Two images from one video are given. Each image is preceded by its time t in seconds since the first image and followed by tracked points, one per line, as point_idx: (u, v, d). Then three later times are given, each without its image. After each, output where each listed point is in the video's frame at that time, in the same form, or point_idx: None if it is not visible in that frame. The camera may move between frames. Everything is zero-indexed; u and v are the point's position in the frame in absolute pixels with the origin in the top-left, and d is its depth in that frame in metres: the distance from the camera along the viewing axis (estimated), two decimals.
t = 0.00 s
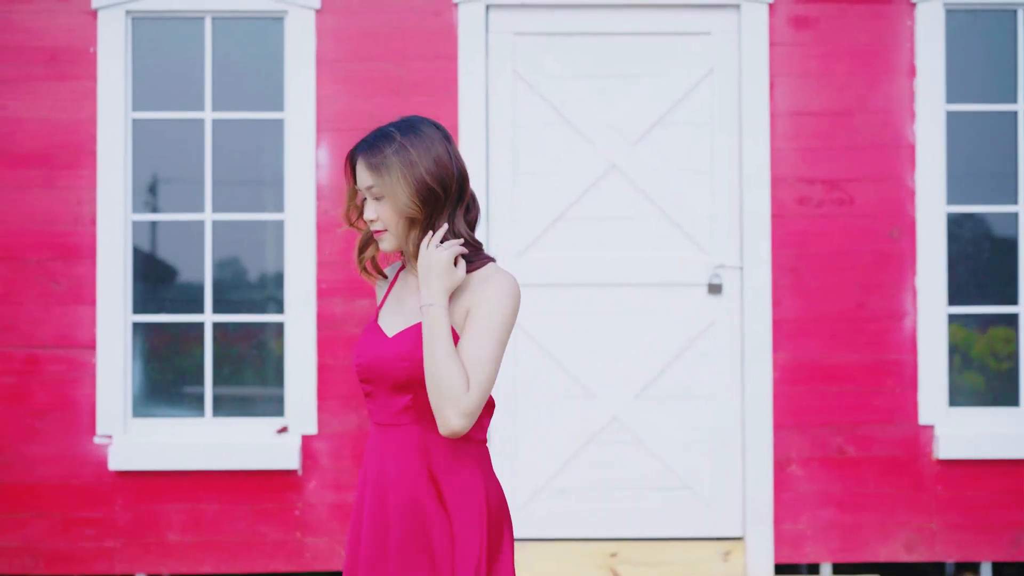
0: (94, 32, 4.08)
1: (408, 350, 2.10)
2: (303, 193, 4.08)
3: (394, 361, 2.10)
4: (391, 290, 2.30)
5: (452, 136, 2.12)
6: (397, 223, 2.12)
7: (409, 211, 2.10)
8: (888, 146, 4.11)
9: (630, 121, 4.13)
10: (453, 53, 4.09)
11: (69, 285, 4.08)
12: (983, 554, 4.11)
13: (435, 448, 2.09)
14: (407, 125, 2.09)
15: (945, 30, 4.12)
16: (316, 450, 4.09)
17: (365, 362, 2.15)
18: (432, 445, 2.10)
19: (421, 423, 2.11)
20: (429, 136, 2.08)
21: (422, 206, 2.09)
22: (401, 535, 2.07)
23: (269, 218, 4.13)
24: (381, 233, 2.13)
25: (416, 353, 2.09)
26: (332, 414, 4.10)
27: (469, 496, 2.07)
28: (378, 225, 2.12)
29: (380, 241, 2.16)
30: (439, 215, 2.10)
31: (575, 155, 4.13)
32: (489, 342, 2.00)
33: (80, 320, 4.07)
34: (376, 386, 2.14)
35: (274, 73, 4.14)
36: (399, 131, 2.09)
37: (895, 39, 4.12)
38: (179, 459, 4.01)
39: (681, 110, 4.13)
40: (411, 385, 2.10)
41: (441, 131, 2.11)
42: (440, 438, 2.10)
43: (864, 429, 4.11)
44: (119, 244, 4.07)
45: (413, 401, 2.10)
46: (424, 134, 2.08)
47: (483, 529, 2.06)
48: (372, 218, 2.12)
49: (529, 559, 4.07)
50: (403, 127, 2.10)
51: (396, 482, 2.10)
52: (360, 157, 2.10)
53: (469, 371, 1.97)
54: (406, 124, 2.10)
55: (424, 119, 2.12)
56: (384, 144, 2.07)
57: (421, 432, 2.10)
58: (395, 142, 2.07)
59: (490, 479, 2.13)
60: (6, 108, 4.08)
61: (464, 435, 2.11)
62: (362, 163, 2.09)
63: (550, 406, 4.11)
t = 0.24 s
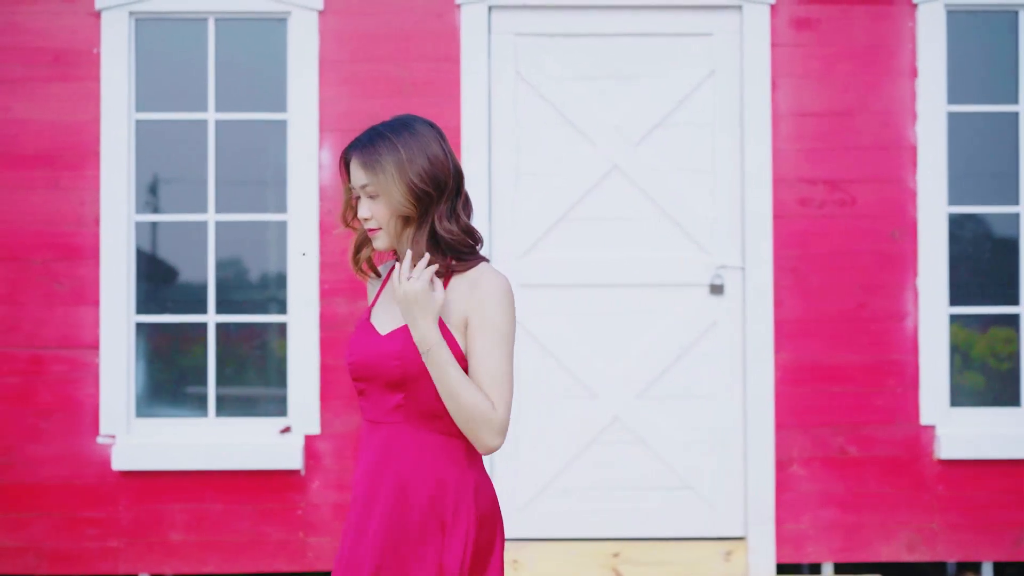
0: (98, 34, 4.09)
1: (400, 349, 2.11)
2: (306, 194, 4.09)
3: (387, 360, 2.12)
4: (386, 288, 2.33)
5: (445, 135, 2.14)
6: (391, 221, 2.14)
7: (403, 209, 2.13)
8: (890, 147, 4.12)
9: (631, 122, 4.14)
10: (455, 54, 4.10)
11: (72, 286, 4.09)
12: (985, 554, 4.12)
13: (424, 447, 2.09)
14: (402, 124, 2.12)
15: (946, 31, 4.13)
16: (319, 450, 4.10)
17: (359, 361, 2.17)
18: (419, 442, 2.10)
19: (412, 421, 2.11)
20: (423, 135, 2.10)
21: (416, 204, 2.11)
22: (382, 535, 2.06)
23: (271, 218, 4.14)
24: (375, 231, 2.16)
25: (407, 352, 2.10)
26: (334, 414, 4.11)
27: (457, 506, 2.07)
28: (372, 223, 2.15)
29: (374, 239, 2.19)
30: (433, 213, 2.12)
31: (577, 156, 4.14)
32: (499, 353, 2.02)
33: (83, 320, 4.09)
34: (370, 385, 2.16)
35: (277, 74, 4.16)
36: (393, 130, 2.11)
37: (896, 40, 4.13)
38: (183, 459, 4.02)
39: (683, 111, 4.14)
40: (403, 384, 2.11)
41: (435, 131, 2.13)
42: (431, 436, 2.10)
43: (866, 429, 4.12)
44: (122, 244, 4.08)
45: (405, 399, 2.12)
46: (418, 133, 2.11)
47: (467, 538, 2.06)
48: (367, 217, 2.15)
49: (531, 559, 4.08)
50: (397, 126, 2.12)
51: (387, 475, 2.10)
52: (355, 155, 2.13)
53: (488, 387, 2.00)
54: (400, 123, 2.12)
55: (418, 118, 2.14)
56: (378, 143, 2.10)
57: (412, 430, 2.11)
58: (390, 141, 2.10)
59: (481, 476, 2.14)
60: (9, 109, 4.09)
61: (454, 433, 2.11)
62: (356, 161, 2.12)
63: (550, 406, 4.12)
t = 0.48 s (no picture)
0: (101, 35, 4.10)
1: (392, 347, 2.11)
2: (309, 195, 4.10)
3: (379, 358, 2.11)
4: (377, 290, 2.31)
5: (441, 135, 2.14)
6: (387, 220, 2.13)
7: (399, 208, 2.12)
8: (891, 148, 4.13)
9: (633, 123, 4.15)
10: (458, 55, 4.11)
11: (76, 286, 4.10)
12: (986, 554, 4.12)
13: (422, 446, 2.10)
14: (397, 124, 2.11)
15: (948, 32, 4.14)
16: (322, 450, 4.11)
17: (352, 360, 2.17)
18: (408, 441, 2.10)
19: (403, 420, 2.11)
20: (419, 134, 2.10)
21: (413, 203, 2.11)
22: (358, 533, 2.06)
23: (274, 219, 4.15)
24: (371, 231, 2.14)
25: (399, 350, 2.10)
26: (337, 414, 4.11)
27: (437, 516, 2.06)
28: (367, 223, 2.13)
29: (369, 239, 2.16)
30: (429, 212, 2.12)
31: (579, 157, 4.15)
32: (505, 358, 2.06)
33: (87, 321, 4.10)
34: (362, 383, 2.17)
35: (280, 75, 4.16)
36: (389, 129, 2.11)
37: (898, 41, 4.14)
38: (187, 459, 4.03)
39: (685, 112, 4.15)
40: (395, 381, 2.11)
41: (430, 131, 2.13)
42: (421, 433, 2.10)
43: (868, 429, 4.13)
44: (126, 245, 4.09)
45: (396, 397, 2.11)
46: (414, 132, 2.11)
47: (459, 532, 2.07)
48: (362, 215, 2.13)
49: (534, 558, 4.09)
50: (393, 125, 2.12)
51: (369, 473, 2.10)
52: (351, 155, 2.12)
53: (501, 394, 2.05)
54: (396, 123, 2.12)
55: (413, 119, 2.15)
56: (374, 142, 2.09)
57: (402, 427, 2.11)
58: (386, 141, 2.09)
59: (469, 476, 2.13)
60: (13, 110, 4.10)
61: (442, 432, 2.11)
62: (352, 161, 2.11)
63: (549, 404, 4.13)
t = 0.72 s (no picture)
0: (105, 36, 4.10)
1: (387, 346, 2.07)
2: (312, 195, 4.11)
3: (373, 357, 2.07)
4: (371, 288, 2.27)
5: (435, 136, 2.14)
6: (380, 220, 2.12)
7: (392, 208, 2.11)
8: (894, 149, 4.14)
9: (636, 123, 4.16)
10: (461, 56, 4.12)
11: (80, 287, 4.10)
12: (988, 554, 4.13)
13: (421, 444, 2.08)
14: (391, 125, 2.11)
15: (950, 33, 4.15)
16: (325, 450, 4.12)
17: (345, 358, 2.12)
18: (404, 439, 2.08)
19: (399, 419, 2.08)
20: (413, 135, 2.10)
21: (406, 203, 2.10)
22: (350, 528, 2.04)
23: (276, 220, 4.16)
24: (364, 230, 2.14)
25: (394, 349, 2.06)
26: (340, 414, 4.12)
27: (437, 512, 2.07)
28: (360, 223, 2.12)
29: (362, 240, 2.15)
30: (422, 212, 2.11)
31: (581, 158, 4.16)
32: (501, 361, 2.05)
33: (91, 321, 4.10)
34: (355, 382, 2.11)
35: (283, 76, 4.17)
36: (383, 130, 2.11)
37: (900, 42, 4.15)
38: (190, 459, 4.04)
39: (688, 113, 4.15)
40: (390, 381, 2.07)
41: (425, 132, 2.13)
42: (416, 433, 2.08)
43: (871, 429, 4.13)
44: (129, 246, 4.09)
45: (391, 396, 2.07)
46: (408, 133, 2.10)
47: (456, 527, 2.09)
48: (355, 216, 2.12)
49: (537, 558, 4.10)
50: (387, 127, 2.12)
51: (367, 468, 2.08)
52: (345, 155, 2.12)
53: (498, 398, 2.03)
54: (390, 124, 2.12)
55: (407, 120, 2.14)
56: (368, 143, 2.09)
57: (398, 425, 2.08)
58: (379, 141, 2.09)
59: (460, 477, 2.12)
60: (16, 111, 4.11)
61: (435, 429, 2.10)
62: (346, 161, 2.11)
63: (550, 404, 4.14)
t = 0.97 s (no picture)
0: (109, 37, 4.11)
1: (380, 349, 2.04)
2: (316, 196, 4.11)
3: (367, 360, 2.05)
4: (367, 294, 2.25)
5: (431, 139, 2.08)
6: (373, 224, 2.06)
7: (386, 212, 2.05)
8: (896, 149, 4.15)
9: (638, 124, 4.17)
10: (464, 57, 4.13)
11: (84, 288, 4.11)
12: (991, 554, 4.14)
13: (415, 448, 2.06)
14: (386, 128, 2.06)
15: (952, 34, 4.16)
16: (329, 450, 4.12)
17: (339, 360, 2.11)
18: (397, 443, 2.06)
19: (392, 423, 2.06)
20: (407, 139, 2.04)
21: (399, 207, 2.04)
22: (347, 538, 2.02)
23: (279, 220, 4.17)
24: (358, 234, 2.09)
25: (388, 351, 2.04)
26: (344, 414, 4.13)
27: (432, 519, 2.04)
28: (354, 226, 2.07)
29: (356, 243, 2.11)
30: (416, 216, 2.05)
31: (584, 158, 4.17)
32: (492, 367, 1.98)
33: (95, 322, 4.11)
34: (350, 384, 2.10)
35: (287, 77, 4.18)
36: (378, 133, 2.05)
37: (903, 43, 4.16)
38: (195, 459, 4.06)
39: (691, 114, 4.16)
40: (384, 384, 2.05)
41: (420, 135, 2.07)
42: (410, 437, 2.06)
43: (874, 429, 4.14)
44: (134, 247, 4.10)
45: (385, 399, 2.06)
46: (403, 137, 2.05)
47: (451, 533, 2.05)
48: (349, 219, 2.07)
49: (540, 558, 4.12)
50: (382, 130, 2.06)
51: (360, 476, 2.06)
52: (339, 158, 2.07)
53: (487, 404, 1.96)
54: (385, 127, 2.06)
55: (403, 123, 2.09)
56: (362, 145, 2.04)
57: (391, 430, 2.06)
58: (374, 144, 2.04)
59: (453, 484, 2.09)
60: (21, 113, 4.12)
61: (429, 433, 2.07)
62: (340, 163, 2.06)
63: (551, 404, 4.15)
